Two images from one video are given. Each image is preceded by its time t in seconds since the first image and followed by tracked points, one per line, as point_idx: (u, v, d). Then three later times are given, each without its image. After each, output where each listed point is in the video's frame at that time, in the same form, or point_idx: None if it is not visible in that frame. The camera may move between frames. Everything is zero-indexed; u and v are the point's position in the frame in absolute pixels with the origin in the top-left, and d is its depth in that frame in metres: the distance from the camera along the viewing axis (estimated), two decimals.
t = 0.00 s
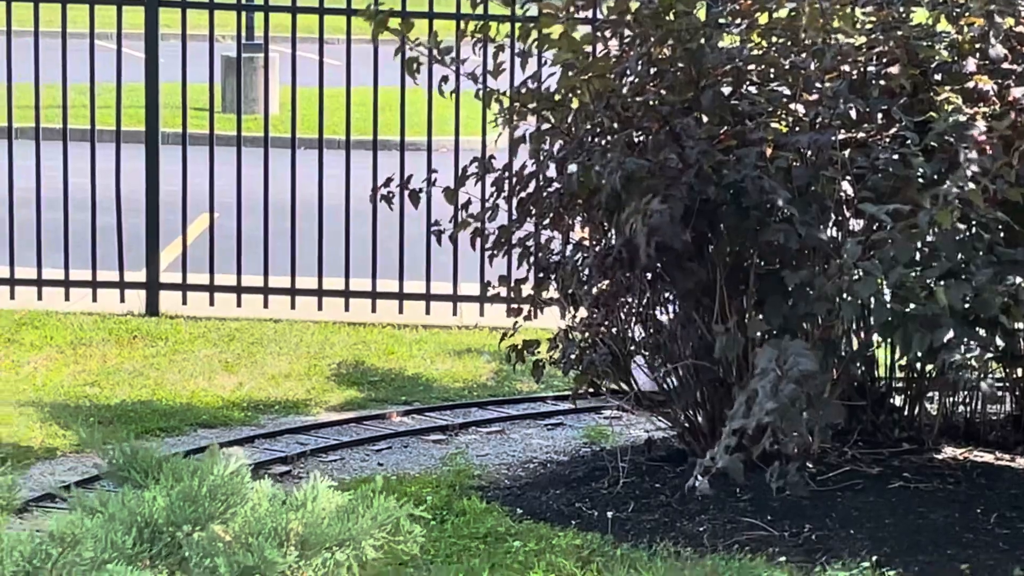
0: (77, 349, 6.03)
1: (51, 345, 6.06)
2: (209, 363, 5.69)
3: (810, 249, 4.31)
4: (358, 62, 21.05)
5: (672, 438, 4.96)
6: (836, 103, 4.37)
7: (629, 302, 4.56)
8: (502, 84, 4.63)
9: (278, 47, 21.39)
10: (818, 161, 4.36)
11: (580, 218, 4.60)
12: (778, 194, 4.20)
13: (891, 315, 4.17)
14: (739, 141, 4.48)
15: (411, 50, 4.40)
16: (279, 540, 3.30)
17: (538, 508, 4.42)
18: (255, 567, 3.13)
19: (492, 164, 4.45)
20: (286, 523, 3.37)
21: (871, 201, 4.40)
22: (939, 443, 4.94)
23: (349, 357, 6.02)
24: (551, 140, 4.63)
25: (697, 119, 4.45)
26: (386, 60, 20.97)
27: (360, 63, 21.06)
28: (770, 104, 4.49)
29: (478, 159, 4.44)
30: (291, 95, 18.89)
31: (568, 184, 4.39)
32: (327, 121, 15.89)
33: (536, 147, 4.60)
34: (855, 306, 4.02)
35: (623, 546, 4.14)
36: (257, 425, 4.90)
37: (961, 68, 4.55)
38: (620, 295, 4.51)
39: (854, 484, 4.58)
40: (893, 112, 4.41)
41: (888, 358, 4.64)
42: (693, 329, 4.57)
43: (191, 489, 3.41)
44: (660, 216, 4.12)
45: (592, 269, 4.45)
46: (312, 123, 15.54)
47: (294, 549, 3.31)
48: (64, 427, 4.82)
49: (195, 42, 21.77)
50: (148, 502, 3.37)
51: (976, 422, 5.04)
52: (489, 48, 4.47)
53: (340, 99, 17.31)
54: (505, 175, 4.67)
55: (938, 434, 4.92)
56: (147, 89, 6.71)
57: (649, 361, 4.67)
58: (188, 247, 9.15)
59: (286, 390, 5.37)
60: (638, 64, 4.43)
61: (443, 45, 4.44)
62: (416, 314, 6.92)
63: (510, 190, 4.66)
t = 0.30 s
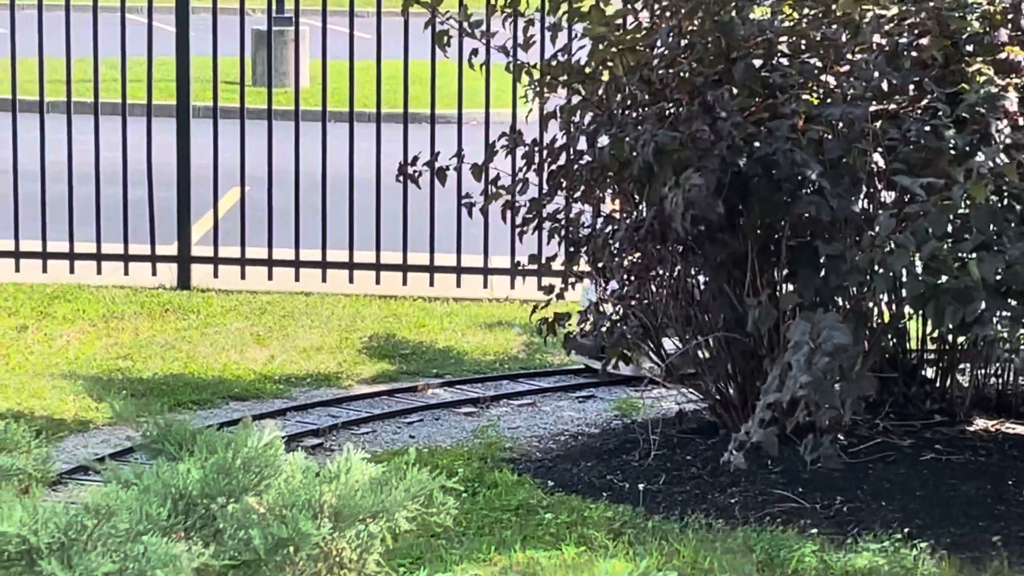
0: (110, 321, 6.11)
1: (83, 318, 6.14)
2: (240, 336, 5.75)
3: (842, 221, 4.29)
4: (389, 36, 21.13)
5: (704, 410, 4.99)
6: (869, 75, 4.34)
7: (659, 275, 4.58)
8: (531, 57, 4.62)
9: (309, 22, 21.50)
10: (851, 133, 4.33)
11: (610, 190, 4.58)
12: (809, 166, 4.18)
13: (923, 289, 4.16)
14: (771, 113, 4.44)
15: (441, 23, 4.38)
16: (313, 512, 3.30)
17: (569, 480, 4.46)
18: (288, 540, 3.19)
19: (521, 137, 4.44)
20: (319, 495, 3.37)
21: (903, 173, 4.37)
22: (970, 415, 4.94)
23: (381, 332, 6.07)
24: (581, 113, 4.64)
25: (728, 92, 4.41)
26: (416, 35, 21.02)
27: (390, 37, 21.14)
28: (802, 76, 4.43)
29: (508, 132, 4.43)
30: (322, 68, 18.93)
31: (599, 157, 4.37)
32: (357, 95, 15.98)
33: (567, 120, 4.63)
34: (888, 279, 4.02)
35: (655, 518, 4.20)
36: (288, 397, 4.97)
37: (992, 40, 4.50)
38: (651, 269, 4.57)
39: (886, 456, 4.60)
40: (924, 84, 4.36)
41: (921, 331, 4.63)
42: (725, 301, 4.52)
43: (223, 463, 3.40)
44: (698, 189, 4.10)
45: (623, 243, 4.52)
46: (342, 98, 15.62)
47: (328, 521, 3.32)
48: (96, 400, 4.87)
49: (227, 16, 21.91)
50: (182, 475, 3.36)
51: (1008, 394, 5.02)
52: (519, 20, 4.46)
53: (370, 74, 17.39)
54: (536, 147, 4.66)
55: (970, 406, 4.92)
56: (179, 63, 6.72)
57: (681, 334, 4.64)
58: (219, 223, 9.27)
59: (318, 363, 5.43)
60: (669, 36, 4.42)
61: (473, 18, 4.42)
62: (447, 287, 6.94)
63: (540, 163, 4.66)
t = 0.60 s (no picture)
0: (138, 301, 6.25)
1: (110, 297, 6.30)
2: (267, 316, 5.94)
3: (869, 199, 4.29)
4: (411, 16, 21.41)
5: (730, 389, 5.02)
6: (898, 52, 4.32)
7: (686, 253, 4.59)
8: (558, 35, 4.61)
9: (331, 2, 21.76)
10: (878, 110, 4.32)
11: (636, 168, 4.57)
12: (836, 144, 4.17)
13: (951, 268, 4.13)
14: (798, 91, 4.43)
15: None
16: (344, 489, 3.30)
17: (596, 459, 4.49)
18: (319, 517, 3.19)
19: (548, 115, 4.45)
20: (349, 472, 3.37)
21: (931, 151, 4.36)
22: (998, 393, 4.94)
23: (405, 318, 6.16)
24: (608, 92, 4.65)
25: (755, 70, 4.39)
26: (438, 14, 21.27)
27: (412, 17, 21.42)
28: (829, 53, 4.41)
29: (534, 109, 4.43)
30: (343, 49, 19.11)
31: (623, 136, 4.36)
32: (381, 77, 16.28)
33: (593, 98, 4.63)
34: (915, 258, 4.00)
35: (682, 497, 4.22)
36: (314, 373, 5.16)
37: (1021, 16, 4.43)
38: (677, 247, 4.56)
39: (913, 435, 4.61)
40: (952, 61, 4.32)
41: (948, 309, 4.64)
42: (752, 280, 4.54)
43: (253, 442, 3.40)
44: (720, 167, 4.09)
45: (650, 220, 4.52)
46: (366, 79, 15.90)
47: (359, 498, 3.32)
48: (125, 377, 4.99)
49: None
50: (213, 453, 3.38)
51: None
52: None
53: (395, 55, 17.69)
54: (563, 125, 4.65)
55: (998, 384, 4.93)
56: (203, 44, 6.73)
57: (708, 312, 4.66)
58: (246, 201, 9.45)
59: (343, 342, 5.64)
60: (694, 14, 4.44)
61: None
62: (472, 268, 7.17)
63: (567, 141, 4.63)
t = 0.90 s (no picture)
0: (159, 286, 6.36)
1: (133, 282, 6.47)
2: (287, 301, 6.07)
3: (891, 183, 4.26)
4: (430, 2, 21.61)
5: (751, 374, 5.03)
6: (921, 38, 4.25)
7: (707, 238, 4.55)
8: (578, 21, 4.63)
9: None
10: (901, 96, 4.28)
11: (657, 153, 4.56)
12: (858, 129, 4.15)
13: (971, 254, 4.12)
14: (820, 77, 4.40)
15: None
16: (368, 474, 3.32)
17: (617, 444, 4.50)
18: (343, 502, 3.23)
19: (569, 100, 4.43)
20: (373, 458, 3.38)
21: (953, 136, 4.33)
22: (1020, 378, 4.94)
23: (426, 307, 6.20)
24: (629, 77, 4.63)
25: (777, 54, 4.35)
26: None
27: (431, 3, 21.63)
28: (852, 38, 4.35)
29: (554, 94, 4.42)
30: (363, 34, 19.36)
31: (644, 121, 4.36)
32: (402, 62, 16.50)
33: (614, 83, 4.61)
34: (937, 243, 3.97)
35: (703, 482, 4.23)
36: (335, 359, 5.22)
37: None
38: (698, 232, 4.49)
39: (935, 420, 4.61)
40: (975, 46, 4.29)
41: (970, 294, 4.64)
42: (773, 264, 4.54)
43: (278, 425, 3.41)
44: (736, 152, 4.10)
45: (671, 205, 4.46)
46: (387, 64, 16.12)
47: (383, 484, 3.33)
48: (147, 362, 5.08)
49: None
50: (236, 438, 3.38)
51: None
52: None
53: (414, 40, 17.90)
54: (584, 110, 4.65)
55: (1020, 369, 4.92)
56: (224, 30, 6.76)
57: (729, 297, 4.65)
58: (266, 186, 9.64)
59: (365, 327, 5.69)
60: None
61: None
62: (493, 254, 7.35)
63: (588, 126, 4.63)
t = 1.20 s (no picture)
0: (178, 274, 6.53)
1: (152, 270, 6.60)
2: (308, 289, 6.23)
3: (912, 173, 4.24)
4: None
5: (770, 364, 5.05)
6: (941, 28, 4.23)
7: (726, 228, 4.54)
8: (599, 11, 4.62)
9: None
10: (922, 86, 4.26)
11: (677, 143, 4.57)
12: (879, 120, 4.14)
13: (991, 246, 4.09)
14: (841, 67, 4.38)
15: None
16: (391, 462, 3.34)
17: (637, 434, 4.52)
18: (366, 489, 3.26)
19: (589, 90, 4.43)
20: (396, 446, 3.39)
21: (975, 126, 4.31)
22: None
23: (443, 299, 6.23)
24: (649, 66, 4.63)
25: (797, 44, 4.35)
26: None
27: None
28: (873, 28, 4.33)
29: (575, 84, 4.43)
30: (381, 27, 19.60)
31: (665, 111, 4.37)
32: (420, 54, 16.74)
33: (635, 72, 4.60)
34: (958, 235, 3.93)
35: (723, 471, 4.24)
36: (354, 347, 5.38)
37: None
38: (719, 222, 4.49)
39: (956, 410, 4.61)
40: (997, 36, 4.27)
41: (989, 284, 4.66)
42: (793, 255, 4.54)
43: (299, 412, 3.43)
44: (753, 143, 4.12)
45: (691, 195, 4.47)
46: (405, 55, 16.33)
47: (405, 471, 3.35)
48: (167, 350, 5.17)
49: None
50: (260, 425, 3.39)
51: None
52: None
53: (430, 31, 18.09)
54: (604, 99, 4.65)
55: None
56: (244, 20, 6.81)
57: (749, 288, 4.66)
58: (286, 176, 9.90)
59: (384, 317, 5.89)
60: None
61: None
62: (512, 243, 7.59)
63: (609, 115, 4.64)
